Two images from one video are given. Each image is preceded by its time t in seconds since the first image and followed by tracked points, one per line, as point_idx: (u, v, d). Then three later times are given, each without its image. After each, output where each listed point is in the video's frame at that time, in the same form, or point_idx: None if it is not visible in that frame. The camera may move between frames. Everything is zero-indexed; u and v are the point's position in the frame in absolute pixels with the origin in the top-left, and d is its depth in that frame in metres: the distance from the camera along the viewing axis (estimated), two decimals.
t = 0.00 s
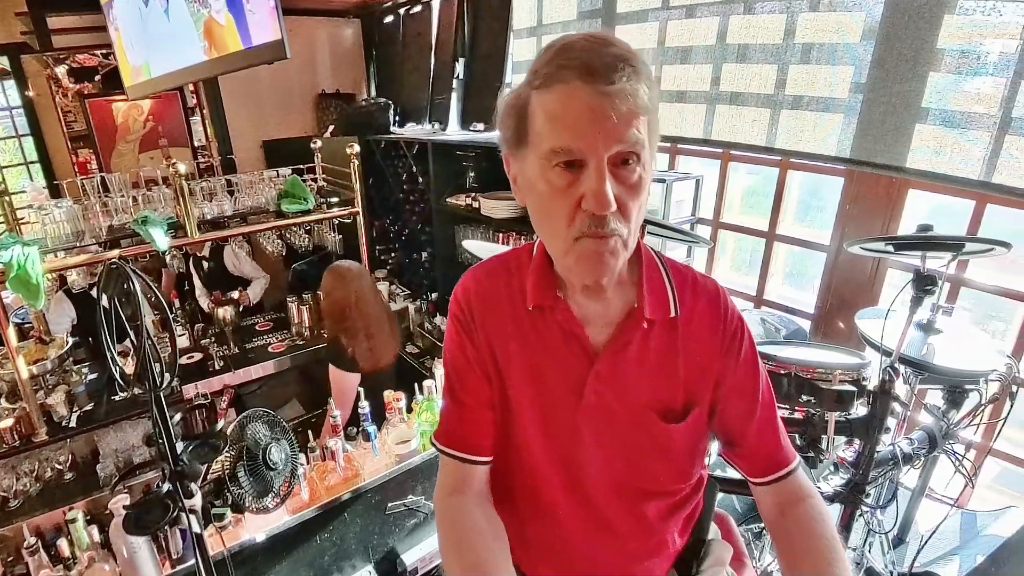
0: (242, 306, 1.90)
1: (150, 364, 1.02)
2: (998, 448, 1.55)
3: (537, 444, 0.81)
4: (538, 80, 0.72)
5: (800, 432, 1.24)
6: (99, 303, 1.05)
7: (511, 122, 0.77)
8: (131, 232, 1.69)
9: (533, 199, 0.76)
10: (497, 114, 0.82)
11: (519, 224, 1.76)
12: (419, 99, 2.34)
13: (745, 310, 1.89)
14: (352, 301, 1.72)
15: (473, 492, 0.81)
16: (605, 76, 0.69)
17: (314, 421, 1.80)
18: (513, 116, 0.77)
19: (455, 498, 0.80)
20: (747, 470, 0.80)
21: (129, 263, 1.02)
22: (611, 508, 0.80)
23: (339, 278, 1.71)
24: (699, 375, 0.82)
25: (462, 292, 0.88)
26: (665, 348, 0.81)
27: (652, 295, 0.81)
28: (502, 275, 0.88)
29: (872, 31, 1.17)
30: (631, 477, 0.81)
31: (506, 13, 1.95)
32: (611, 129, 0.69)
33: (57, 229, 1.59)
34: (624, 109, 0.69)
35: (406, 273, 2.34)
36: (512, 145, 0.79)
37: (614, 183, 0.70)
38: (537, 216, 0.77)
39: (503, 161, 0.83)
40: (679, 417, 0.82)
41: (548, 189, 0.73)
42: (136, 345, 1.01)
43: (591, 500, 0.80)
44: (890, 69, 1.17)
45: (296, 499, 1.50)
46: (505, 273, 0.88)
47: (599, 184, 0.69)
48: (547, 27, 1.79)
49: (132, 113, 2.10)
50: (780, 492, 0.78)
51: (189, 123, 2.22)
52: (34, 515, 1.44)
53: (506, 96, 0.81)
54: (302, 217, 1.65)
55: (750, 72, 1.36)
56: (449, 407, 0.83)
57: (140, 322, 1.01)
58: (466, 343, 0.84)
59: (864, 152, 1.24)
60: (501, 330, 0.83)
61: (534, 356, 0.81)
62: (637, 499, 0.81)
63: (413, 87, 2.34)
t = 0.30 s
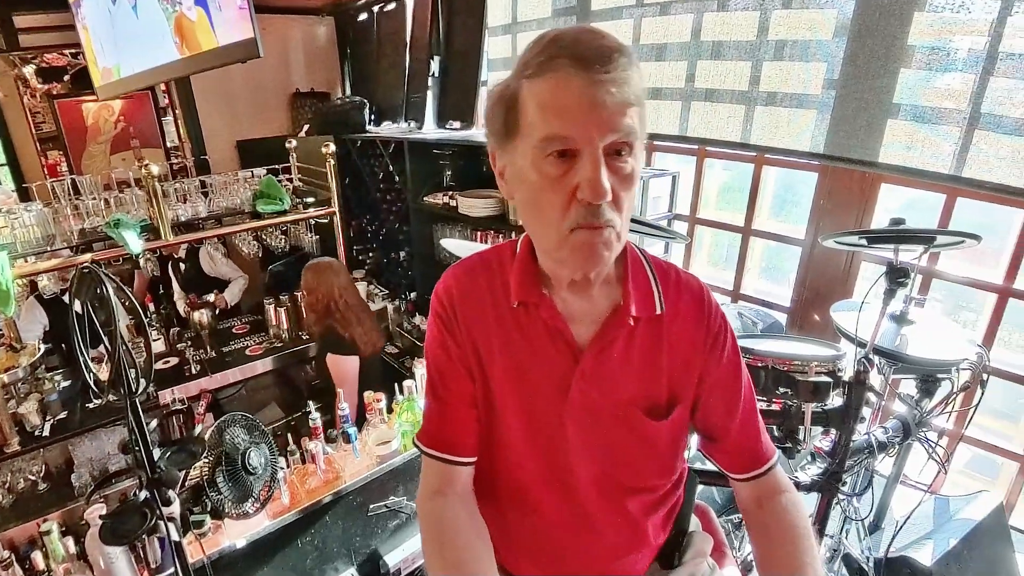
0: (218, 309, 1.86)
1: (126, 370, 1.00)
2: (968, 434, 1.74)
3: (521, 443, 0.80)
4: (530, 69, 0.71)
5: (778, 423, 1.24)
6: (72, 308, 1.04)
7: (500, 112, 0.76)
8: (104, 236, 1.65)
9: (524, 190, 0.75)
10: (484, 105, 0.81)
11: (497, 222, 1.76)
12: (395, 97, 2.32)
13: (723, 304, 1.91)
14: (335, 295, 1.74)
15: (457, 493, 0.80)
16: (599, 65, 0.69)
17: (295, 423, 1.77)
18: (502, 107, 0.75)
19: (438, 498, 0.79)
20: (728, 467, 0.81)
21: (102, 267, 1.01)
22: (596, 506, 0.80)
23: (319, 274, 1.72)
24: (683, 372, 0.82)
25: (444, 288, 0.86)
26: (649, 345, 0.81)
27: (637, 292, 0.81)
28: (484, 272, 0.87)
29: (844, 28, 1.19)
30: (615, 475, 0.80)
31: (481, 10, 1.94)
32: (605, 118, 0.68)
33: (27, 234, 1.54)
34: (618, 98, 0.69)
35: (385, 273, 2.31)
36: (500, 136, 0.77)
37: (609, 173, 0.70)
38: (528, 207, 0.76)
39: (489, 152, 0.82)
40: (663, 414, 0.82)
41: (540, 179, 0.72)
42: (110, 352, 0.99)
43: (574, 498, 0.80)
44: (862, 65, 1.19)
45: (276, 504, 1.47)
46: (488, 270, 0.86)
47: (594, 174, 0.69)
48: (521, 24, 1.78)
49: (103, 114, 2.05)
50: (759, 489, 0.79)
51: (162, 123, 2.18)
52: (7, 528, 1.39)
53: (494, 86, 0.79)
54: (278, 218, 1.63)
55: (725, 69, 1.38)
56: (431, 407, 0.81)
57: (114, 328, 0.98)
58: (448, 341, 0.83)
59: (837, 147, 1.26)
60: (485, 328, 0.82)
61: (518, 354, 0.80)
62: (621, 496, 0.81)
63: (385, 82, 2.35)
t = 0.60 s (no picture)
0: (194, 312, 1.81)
1: (100, 377, 1.00)
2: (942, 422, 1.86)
3: (513, 451, 0.80)
4: (547, 65, 0.68)
5: (756, 416, 1.25)
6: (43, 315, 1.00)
7: (510, 107, 0.73)
8: (76, 239, 1.60)
9: (533, 193, 0.72)
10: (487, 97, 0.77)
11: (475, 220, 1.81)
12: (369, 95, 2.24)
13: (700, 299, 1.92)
14: (318, 295, 1.73)
15: (447, 503, 0.79)
16: (621, 68, 0.67)
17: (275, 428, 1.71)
18: (511, 102, 0.72)
19: (426, 506, 0.78)
20: (715, 471, 0.84)
21: (73, 272, 0.99)
22: (587, 512, 0.81)
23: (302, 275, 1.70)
24: (677, 379, 0.83)
25: (433, 291, 0.83)
26: (645, 352, 0.81)
27: (634, 300, 0.81)
28: (475, 274, 0.84)
29: (817, 25, 1.20)
30: (606, 481, 0.81)
31: (455, 8, 1.93)
32: (625, 125, 0.67)
33: None
34: (639, 105, 0.67)
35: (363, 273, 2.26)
36: (507, 133, 0.74)
37: (626, 182, 0.69)
38: (536, 212, 0.73)
39: (490, 149, 0.78)
40: (655, 421, 0.83)
41: (552, 184, 0.70)
42: (84, 359, 0.98)
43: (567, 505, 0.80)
44: (834, 61, 1.20)
45: (257, 508, 1.44)
46: (479, 272, 0.84)
47: (612, 182, 0.68)
48: (496, 22, 1.78)
49: (72, 115, 1.92)
50: (743, 492, 0.83)
51: (133, 124, 2.04)
52: None
53: (499, 77, 0.76)
54: (255, 219, 1.61)
55: (699, 65, 1.39)
56: (420, 414, 0.79)
57: (87, 334, 0.97)
58: (439, 346, 0.80)
59: (811, 143, 1.27)
60: (479, 334, 0.80)
61: (514, 362, 0.78)
62: (611, 502, 0.82)
63: (363, 84, 2.25)
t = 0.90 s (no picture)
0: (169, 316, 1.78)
1: (74, 384, 0.98)
2: (916, 411, 1.93)
3: (500, 454, 0.79)
4: (566, 68, 0.66)
5: (735, 408, 1.28)
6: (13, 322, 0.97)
7: (521, 109, 0.70)
8: (46, 244, 1.55)
9: (543, 200, 0.71)
10: (494, 94, 0.74)
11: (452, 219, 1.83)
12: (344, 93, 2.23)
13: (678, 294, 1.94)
14: (311, 301, 1.68)
15: (427, 502, 0.78)
16: (642, 76, 0.65)
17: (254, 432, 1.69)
18: (523, 104, 0.70)
19: (408, 506, 0.77)
20: (700, 473, 0.86)
21: (45, 278, 0.97)
22: (574, 515, 0.81)
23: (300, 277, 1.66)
24: (665, 383, 0.84)
25: (421, 291, 0.81)
26: (635, 356, 0.82)
27: (627, 304, 0.81)
28: (466, 274, 0.83)
29: (789, 22, 1.22)
30: (593, 484, 0.81)
31: (429, 5, 1.93)
32: (645, 137, 0.66)
33: None
34: (658, 114, 0.66)
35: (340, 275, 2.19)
36: (517, 135, 0.72)
37: (643, 193, 0.68)
38: (545, 218, 0.72)
39: (496, 148, 0.76)
40: (644, 424, 0.83)
41: (567, 192, 0.69)
42: (56, 366, 0.96)
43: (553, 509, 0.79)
44: (807, 58, 1.22)
45: (236, 514, 1.43)
46: (470, 273, 0.83)
47: (629, 194, 0.66)
48: (470, 19, 1.77)
49: (40, 117, 1.82)
50: (726, 492, 0.85)
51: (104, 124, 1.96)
52: None
53: (510, 73, 0.73)
54: (230, 221, 1.58)
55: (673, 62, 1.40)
56: (406, 416, 0.78)
57: (59, 341, 0.95)
58: (426, 347, 0.79)
59: (784, 138, 1.29)
60: (468, 337, 0.79)
61: (504, 366, 0.78)
62: (597, 505, 0.82)
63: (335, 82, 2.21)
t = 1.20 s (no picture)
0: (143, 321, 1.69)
1: (48, 394, 0.98)
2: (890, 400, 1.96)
3: (490, 459, 0.78)
4: (586, 74, 0.63)
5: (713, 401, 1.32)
6: None
7: (537, 111, 0.67)
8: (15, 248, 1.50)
9: (553, 206, 0.69)
10: (506, 92, 0.71)
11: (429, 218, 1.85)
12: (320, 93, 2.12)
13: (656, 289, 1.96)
14: (280, 306, 1.72)
15: (411, 501, 0.77)
16: (666, 87, 0.63)
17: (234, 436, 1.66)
18: (537, 106, 0.67)
19: (391, 506, 0.75)
20: (688, 476, 0.87)
21: (15, 284, 0.96)
22: (560, 519, 0.80)
23: (265, 285, 1.68)
24: (658, 389, 0.84)
25: (414, 289, 0.78)
26: (630, 363, 0.81)
27: (623, 312, 0.81)
28: (460, 274, 0.80)
29: (763, 19, 1.23)
30: (581, 488, 0.81)
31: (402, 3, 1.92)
32: (665, 150, 0.63)
33: None
34: (679, 127, 0.64)
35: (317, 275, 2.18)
36: (529, 137, 0.69)
37: (657, 208, 0.66)
38: (554, 227, 0.70)
39: (505, 147, 0.73)
40: (634, 429, 0.84)
41: (580, 202, 0.66)
42: (29, 376, 0.96)
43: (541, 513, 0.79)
44: (781, 54, 1.24)
45: (215, 521, 1.41)
46: (464, 274, 0.80)
47: (644, 208, 0.65)
48: (445, 17, 1.77)
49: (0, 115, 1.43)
50: (714, 496, 0.86)
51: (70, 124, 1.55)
52: None
53: (523, 72, 0.69)
54: (204, 222, 1.55)
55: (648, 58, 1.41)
56: (393, 418, 0.76)
57: (31, 348, 0.94)
58: (417, 348, 0.77)
59: (759, 134, 1.31)
60: (462, 341, 0.77)
61: (499, 371, 0.76)
62: (583, 509, 0.82)
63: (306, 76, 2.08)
